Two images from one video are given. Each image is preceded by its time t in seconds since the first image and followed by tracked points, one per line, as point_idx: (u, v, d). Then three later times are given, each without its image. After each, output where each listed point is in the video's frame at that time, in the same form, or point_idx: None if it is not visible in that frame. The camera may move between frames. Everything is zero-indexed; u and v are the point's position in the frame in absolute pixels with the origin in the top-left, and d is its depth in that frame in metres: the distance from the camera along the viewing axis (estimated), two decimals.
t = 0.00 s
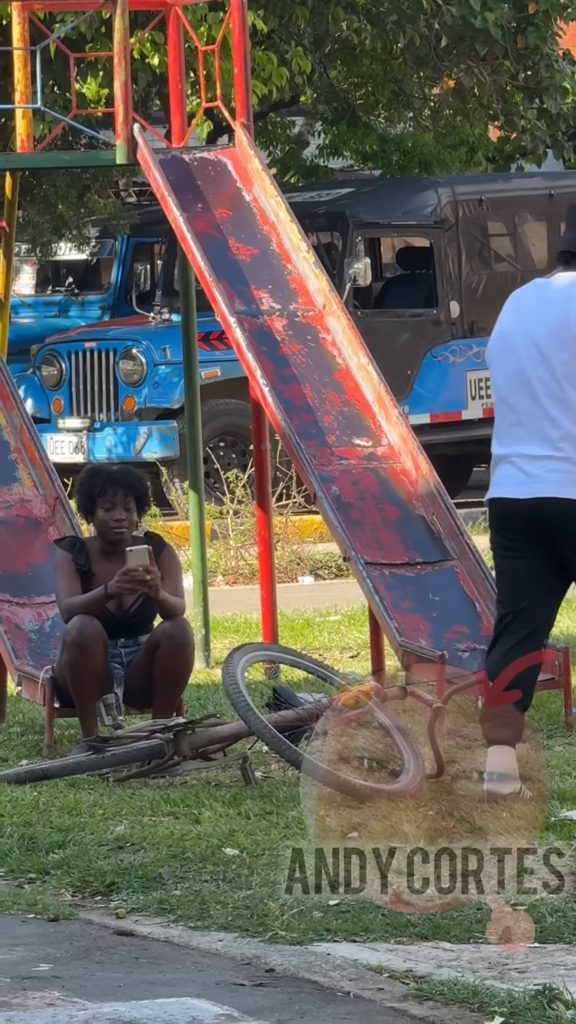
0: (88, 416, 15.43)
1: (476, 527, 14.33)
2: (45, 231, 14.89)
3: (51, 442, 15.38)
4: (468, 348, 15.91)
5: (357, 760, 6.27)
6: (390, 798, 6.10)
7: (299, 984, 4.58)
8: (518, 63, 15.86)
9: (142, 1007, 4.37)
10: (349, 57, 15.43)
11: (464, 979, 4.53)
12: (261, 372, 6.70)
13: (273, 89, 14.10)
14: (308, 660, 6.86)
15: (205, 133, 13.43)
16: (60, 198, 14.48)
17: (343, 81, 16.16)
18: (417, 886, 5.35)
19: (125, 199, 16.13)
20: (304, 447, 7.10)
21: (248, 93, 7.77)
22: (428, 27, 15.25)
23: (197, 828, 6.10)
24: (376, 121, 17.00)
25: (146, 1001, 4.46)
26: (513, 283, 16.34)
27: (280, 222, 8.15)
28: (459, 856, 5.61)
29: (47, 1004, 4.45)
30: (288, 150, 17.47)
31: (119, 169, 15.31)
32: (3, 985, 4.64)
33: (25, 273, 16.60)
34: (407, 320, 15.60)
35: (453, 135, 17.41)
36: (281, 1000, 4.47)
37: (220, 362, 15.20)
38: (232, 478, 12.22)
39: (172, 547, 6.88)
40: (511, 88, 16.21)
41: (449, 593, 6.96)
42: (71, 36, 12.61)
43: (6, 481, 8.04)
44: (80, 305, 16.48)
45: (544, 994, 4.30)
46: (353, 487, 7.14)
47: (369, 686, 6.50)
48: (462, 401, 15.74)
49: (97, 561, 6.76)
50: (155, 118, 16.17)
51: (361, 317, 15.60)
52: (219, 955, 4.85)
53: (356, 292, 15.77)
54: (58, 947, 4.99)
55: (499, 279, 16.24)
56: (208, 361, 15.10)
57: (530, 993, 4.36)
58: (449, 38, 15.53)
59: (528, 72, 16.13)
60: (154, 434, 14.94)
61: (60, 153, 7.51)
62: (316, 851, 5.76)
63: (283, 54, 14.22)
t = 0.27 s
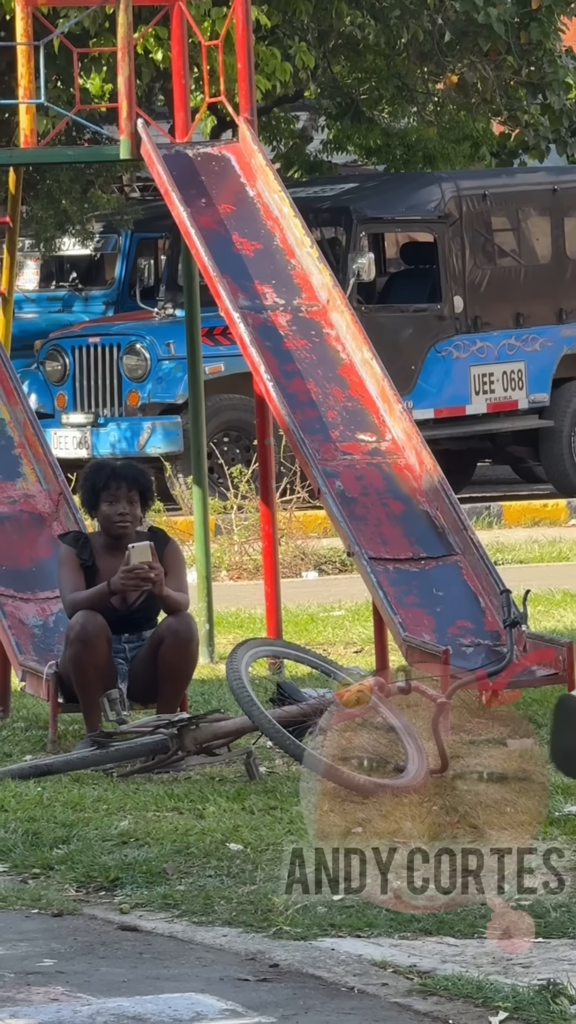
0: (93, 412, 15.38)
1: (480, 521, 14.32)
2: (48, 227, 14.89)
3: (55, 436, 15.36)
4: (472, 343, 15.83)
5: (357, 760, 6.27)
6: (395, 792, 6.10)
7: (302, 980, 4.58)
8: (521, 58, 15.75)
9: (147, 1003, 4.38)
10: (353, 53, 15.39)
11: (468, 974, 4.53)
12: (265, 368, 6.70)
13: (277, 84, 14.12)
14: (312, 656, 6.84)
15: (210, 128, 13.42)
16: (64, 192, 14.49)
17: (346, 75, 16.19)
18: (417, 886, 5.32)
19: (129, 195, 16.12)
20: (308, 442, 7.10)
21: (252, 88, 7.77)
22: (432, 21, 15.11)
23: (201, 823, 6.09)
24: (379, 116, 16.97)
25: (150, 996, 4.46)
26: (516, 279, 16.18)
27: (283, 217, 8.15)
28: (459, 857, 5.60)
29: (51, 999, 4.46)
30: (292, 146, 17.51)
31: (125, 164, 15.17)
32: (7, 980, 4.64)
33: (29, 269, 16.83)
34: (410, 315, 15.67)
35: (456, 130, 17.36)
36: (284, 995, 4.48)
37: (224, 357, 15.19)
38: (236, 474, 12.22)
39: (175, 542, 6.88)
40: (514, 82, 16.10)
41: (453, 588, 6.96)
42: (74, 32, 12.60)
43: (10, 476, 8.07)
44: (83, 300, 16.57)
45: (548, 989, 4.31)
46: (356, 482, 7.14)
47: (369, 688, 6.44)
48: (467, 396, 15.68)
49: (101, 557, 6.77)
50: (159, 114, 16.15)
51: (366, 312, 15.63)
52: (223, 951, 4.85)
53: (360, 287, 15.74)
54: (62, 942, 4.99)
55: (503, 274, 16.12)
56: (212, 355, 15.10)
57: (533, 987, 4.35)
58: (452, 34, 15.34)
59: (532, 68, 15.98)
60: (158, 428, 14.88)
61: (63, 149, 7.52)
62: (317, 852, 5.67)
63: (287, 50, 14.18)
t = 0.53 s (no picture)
0: (97, 408, 15.45)
1: (486, 516, 14.28)
2: (54, 221, 14.89)
3: (59, 430, 15.33)
4: (477, 338, 15.81)
5: (357, 759, 6.22)
6: (398, 789, 6.08)
7: (307, 973, 4.59)
8: (526, 54, 15.72)
9: (152, 997, 4.39)
10: (357, 49, 15.39)
11: (473, 967, 4.53)
12: (270, 363, 6.70)
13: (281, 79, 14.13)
14: (318, 651, 6.83)
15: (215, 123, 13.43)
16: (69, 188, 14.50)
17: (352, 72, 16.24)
18: (417, 886, 5.26)
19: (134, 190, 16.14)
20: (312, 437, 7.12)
21: (256, 84, 7.81)
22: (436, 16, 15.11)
23: (206, 819, 6.09)
24: (384, 111, 16.97)
25: (155, 990, 4.47)
26: (521, 274, 16.18)
27: (288, 213, 8.17)
28: (460, 857, 5.53)
29: (56, 994, 4.46)
30: (297, 140, 17.58)
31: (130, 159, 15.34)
32: (12, 974, 4.65)
33: (33, 265, 16.62)
34: (415, 310, 15.60)
35: (461, 125, 17.39)
36: (289, 988, 4.49)
37: (229, 352, 15.22)
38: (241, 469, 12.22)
39: (179, 538, 6.88)
40: (518, 77, 16.06)
41: (458, 583, 6.96)
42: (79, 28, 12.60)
43: (15, 471, 8.08)
44: (88, 295, 16.47)
45: (551, 983, 4.32)
46: (361, 478, 7.16)
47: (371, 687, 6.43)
48: (472, 391, 15.69)
49: (104, 552, 6.77)
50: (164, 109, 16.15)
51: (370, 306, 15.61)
52: (228, 945, 4.85)
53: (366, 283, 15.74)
54: (67, 937, 4.99)
55: (507, 270, 16.14)
56: (217, 351, 15.12)
57: (538, 981, 4.37)
58: (457, 29, 15.38)
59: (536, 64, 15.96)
60: (163, 423, 14.96)
61: (68, 144, 7.53)
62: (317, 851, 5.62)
63: (292, 45, 14.19)
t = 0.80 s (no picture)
0: (103, 403, 15.40)
1: (492, 511, 14.27)
2: (59, 216, 14.89)
3: (65, 425, 15.33)
4: (484, 332, 15.82)
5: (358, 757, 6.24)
6: (405, 785, 6.12)
7: (314, 969, 4.58)
8: (532, 49, 15.56)
9: (159, 993, 4.39)
10: (363, 43, 15.30)
11: (479, 964, 4.53)
12: (276, 358, 6.70)
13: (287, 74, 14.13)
14: (325, 645, 6.83)
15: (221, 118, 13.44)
16: (75, 183, 14.49)
17: (358, 66, 16.21)
18: (418, 886, 5.24)
19: (140, 184, 16.14)
20: (318, 431, 7.14)
21: (263, 78, 7.83)
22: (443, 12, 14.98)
23: (213, 814, 6.09)
24: (391, 106, 16.89)
25: (161, 986, 4.47)
26: (526, 269, 16.13)
27: (294, 208, 8.19)
28: (460, 856, 5.49)
29: (63, 989, 4.46)
30: (303, 136, 17.57)
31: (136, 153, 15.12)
32: (18, 970, 4.64)
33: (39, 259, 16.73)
34: (421, 305, 15.65)
35: (465, 121, 17.34)
36: (296, 985, 4.47)
37: (236, 348, 15.18)
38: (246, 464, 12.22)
39: (186, 532, 6.89)
40: (524, 73, 15.91)
41: (465, 577, 6.95)
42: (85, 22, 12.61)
43: (21, 465, 8.10)
44: (95, 290, 16.54)
45: (558, 980, 4.31)
46: (367, 473, 7.16)
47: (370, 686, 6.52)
48: (478, 386, 15.68)
49: (110, 547, 6.76)
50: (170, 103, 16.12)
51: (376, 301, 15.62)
52: (235, 941, 4.85)
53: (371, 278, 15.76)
54: (74, 932, 4.99)
55: (514, 265, 16.08)
56: (223, 347, 15.10)
57: (544, 978, 4.36)
58: (463, 24, 15.17)
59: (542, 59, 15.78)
60: (169, 420, 14.84)
61: (74, 139, 7.55)
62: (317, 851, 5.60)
63: (298, 40, 14.19)
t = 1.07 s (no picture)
0: (110, 399, 15.38)
1: (498, 507, 14.25)
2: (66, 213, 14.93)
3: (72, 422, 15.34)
4: (490, 328, 15.82)
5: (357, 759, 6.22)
6: (412, 780, 6.11)
7: (321, 965, 4.58)
8: (538, 44, 15.40)
9: (165, 989, 4.39)
10: (370, 39, 15.23)
11: (487, 959, 4.53)
12: (283, 353, 6.70)
13: (293, 69, 14.14)
14: (331, 641, 6.81)
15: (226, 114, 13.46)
16: (81, 179, 14.51)
17: (364, 61, 16.18)
18: (417, 886, 5.20)
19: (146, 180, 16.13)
20: (325, 427, 7.15)
21: (269, 74, 7.87)
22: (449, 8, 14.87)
23: (219, 809, 6.08)
24: (397, 101, 16.84)
25: (169, 981, 4.46)
26: (533, 265, 16.16)
27: (301, 204, 8.20)
28: (458, 857, 5.45)
29: (70, 984, 4.46)
30: (310, 132, 17.56)
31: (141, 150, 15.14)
32: (25, 965, 4.64)
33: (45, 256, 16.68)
34: (428, 300, 15.64)
35: (473, 116, 17.34)
36: (303, 980, 4.47)
37: (242, 342, 15.25)
38: (252, 460, 12.23)
39: (193, 528, 6.88)
40: (531, 69, 15.77)
41: (471, 573, 6.94)
42: (91, 18, 12.62)
43: (27, 462, 8.12)
44: (101, 285, 16.49)
45: (564, 975, 4.31)
46: (374, 468, 7.17)
47: (369, 686, 6.46)
48: (485, 381, 15.70)
49: (118, 543, 6.78)
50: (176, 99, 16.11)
51: (382, 297, 15.60)
52: (241, 936, 4.85)
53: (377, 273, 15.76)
54: (81, 927, 4.99)
55: (520, 261, 16.11)
56: (229, 342, 15.18)
57: (551, 972, 4.37)
58: (469, 19, 15.00)
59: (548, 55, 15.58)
60: (175, 415, 14.91)
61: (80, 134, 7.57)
62: (315, 851, 5.56)
63: (304, 36, 14.21)
